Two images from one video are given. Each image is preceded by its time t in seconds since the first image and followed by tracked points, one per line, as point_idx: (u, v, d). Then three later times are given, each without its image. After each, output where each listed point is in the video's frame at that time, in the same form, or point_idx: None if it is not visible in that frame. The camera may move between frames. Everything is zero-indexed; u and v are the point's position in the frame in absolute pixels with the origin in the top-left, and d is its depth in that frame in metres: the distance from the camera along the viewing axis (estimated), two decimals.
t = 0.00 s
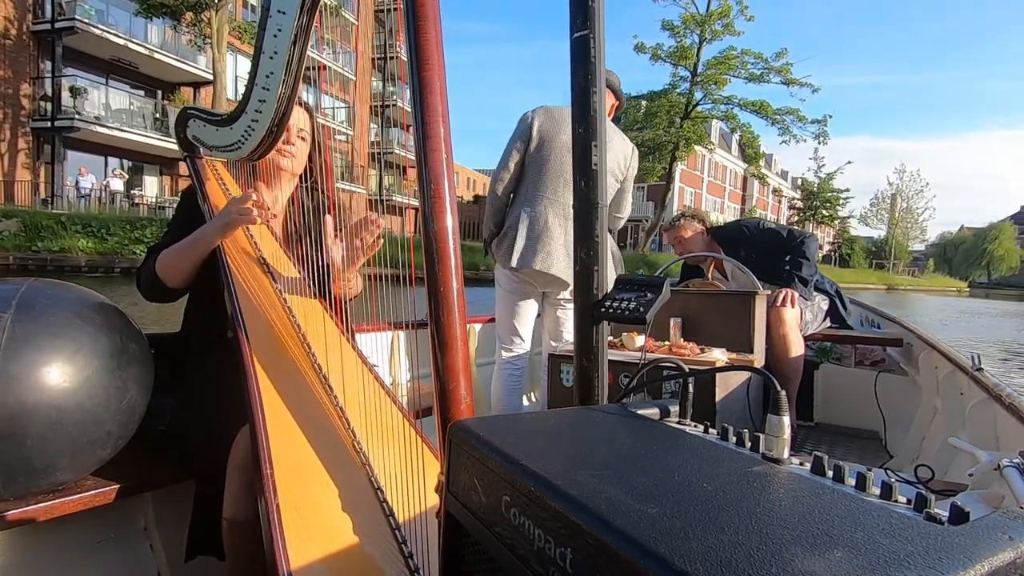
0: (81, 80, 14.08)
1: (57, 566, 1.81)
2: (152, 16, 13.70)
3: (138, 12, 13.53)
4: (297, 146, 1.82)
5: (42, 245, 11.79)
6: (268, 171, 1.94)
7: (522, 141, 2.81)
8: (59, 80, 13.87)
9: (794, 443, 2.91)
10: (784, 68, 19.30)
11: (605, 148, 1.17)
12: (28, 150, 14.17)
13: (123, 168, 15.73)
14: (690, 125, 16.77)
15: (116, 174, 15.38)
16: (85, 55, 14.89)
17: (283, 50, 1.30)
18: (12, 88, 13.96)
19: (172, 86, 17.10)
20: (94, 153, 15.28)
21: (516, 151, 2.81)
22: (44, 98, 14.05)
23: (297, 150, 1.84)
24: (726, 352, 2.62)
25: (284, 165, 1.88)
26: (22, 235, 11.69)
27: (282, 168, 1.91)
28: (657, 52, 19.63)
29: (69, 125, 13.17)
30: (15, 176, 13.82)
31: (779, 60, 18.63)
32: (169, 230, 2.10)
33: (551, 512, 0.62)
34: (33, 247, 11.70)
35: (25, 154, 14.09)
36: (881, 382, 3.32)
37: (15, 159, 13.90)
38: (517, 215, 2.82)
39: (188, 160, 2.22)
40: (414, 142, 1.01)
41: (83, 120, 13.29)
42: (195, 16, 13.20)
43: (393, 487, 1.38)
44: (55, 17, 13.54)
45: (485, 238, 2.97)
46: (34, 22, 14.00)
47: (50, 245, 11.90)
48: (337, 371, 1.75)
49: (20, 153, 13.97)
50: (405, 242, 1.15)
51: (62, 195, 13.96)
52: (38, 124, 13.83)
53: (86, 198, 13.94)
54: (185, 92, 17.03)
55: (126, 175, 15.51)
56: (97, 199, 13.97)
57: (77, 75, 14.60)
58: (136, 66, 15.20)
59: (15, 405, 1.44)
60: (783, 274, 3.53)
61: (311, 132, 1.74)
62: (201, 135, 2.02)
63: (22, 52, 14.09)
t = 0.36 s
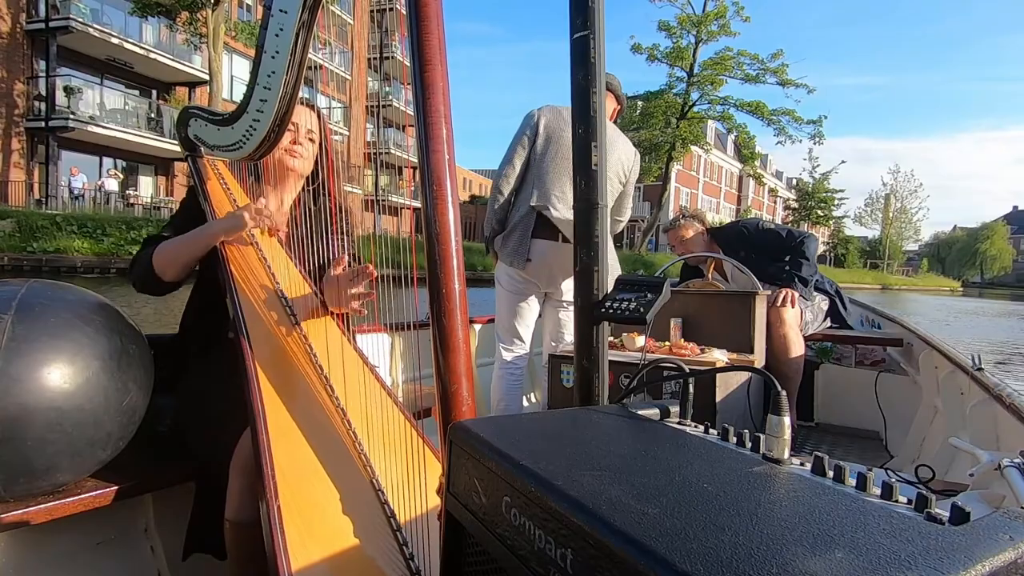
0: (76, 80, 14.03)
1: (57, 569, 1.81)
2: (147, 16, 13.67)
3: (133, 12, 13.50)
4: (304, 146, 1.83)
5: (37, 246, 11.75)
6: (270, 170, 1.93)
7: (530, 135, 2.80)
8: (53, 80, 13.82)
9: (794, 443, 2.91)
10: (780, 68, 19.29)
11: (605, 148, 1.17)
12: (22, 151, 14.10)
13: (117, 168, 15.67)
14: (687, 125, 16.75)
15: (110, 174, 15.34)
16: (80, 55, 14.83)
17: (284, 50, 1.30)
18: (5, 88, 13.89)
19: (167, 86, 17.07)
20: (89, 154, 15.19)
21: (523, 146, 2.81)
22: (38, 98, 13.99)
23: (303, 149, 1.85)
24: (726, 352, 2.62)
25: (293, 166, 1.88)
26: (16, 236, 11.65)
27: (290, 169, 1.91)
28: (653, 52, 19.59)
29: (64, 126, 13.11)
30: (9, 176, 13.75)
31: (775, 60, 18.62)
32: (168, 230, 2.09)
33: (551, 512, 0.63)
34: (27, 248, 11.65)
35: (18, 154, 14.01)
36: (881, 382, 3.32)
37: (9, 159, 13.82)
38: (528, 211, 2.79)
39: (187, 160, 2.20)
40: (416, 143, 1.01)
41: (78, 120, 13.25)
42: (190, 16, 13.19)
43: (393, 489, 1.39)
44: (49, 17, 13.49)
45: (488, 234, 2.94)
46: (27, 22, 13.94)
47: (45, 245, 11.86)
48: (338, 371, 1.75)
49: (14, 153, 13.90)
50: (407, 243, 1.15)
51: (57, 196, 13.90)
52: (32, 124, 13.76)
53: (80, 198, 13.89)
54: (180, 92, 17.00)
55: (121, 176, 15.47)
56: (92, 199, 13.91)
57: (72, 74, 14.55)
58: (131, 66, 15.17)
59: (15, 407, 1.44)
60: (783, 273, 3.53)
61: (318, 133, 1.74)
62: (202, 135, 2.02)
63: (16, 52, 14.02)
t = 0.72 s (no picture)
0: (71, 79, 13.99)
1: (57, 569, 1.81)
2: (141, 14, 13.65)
3: (127, 11, 13.48)
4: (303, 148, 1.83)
5: (32, 246, 11.69)
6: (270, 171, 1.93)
7: (519, 144, 2.78)
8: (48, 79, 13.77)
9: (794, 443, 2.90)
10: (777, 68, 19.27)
11: (605, 148, 1.17)
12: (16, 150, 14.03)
13: (112, 167, 15.62)
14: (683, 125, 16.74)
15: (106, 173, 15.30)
16: (74, 54, 14.78)
17: (283, 50, 1.29)
18: None
19: (162, 85, 17.05)
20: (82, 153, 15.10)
21: (512, 155, 2.79)
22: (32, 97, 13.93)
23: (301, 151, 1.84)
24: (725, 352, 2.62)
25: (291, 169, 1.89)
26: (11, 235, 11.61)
27: (288, 172, 1.91)
28: (650, 51, 19.57)
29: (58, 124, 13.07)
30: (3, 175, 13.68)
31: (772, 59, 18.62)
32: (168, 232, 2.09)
33: (550, 512, 0.63)
34: (22, 248, 11.61)
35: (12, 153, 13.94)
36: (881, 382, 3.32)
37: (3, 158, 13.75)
38: (520, 223, 2.81)
39: (187, 162, 2.19)
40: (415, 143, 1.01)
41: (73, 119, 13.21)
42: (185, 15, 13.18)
43: (393, 487, 1.39)
44: (43, 15, 13.44)
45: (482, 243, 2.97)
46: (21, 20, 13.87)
47: (40, 245, 11.82)
48: (337, 370, 1.75)
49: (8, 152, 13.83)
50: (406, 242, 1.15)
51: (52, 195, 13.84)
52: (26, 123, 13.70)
53: (75, 197, 13.83)
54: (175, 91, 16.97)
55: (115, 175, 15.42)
56: (85, 198, 13.85)
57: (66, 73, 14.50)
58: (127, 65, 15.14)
59: (15, 406, 1.44)
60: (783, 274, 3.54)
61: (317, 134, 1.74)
62: (202, 136, 2.01)
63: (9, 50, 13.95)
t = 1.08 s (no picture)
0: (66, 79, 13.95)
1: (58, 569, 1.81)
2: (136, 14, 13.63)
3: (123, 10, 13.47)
4: (307, 147, 1.81)
5: (27, 246, 11.66)
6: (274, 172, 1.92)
7: (510, 154, 2.74)
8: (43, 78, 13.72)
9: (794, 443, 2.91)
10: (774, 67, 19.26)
11: (606, 149, 1.17)
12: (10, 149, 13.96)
13: (107, 167, 15.58)
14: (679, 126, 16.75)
15: (101, 173, 15.26)
16: (68, 52, 14.73)
17: (289, 50, 1.27)
18: None
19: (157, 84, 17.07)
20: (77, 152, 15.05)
21: (503, 165, 2.74)
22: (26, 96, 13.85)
23: (307, 150, 1.83)
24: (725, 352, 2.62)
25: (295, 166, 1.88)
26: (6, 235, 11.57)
27: (292, 169, 1.90)
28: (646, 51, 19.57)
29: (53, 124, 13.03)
30: None
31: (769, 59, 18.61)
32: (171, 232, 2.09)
33: (551, 512, 0.63)
34: (16, 248, 11.58)
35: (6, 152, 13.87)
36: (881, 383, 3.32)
37: None
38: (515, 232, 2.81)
39: (190, 160, 2.19)
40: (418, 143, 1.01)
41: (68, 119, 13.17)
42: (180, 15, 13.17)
43: (394, 489, 1.39)
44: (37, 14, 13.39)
45: (476, 251, 2.95)
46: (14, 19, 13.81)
47: (35, 245, 11.79)
48: (339, 370, 1.75)
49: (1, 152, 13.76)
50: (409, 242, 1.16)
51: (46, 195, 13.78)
52: (20, 122, 13.63)
53: (69, 197, 13.76)
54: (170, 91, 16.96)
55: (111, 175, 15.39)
56: (80, 198, 13.81)
57: (60, 72, 14.45)
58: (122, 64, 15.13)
59: (15, 407, 1.44)
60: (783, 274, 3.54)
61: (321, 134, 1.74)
62: (206, 135, 2.00)
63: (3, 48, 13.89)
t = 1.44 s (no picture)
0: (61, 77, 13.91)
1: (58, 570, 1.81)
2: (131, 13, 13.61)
3: (118, 9, 13.45)
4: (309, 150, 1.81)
5: (21, 244, 11.62)
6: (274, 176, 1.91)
7: (502, 161, 2.72)
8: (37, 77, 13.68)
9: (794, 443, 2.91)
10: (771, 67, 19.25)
11: (605, 149, 1.17)
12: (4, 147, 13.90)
13: (102, 166, 15.54)
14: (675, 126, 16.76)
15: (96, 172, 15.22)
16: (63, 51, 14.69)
17: (286, 51, 1.27)
18: None
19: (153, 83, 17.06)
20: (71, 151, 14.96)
21: (496, 171, 2.73)
22: (20, 94, 13.79)
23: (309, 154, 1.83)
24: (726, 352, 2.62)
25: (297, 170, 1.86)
26: None
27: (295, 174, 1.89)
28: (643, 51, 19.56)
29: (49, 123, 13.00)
30: None
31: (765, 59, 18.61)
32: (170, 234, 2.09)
33: (551, 512, 0.63)
34: (11, 247, 11.55)
35: None
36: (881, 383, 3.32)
37: None
38: (512, 236, 2.81)
39: (188, 161, 2.18)
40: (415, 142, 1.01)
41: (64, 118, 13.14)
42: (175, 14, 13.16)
43: (394, 489, 1.39)
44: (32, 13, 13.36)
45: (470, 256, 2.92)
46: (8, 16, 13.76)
47: (29, 244, 11.75)
48: (338, 371, 1.75)
49: None
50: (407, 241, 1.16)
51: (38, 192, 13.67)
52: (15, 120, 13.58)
53: (63, 195, 13.70)
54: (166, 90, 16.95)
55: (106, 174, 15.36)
56: (73, 197, 13.74)
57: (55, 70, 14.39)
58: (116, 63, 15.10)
59: (15, 407, 1.44)
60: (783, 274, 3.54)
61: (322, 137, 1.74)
62: (203, 136, 2.00)
63: None
